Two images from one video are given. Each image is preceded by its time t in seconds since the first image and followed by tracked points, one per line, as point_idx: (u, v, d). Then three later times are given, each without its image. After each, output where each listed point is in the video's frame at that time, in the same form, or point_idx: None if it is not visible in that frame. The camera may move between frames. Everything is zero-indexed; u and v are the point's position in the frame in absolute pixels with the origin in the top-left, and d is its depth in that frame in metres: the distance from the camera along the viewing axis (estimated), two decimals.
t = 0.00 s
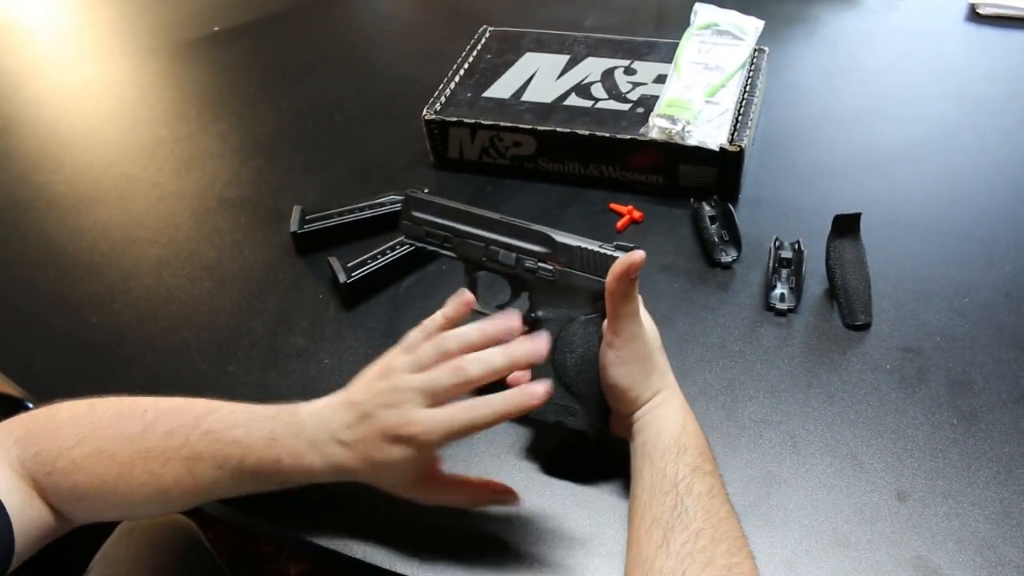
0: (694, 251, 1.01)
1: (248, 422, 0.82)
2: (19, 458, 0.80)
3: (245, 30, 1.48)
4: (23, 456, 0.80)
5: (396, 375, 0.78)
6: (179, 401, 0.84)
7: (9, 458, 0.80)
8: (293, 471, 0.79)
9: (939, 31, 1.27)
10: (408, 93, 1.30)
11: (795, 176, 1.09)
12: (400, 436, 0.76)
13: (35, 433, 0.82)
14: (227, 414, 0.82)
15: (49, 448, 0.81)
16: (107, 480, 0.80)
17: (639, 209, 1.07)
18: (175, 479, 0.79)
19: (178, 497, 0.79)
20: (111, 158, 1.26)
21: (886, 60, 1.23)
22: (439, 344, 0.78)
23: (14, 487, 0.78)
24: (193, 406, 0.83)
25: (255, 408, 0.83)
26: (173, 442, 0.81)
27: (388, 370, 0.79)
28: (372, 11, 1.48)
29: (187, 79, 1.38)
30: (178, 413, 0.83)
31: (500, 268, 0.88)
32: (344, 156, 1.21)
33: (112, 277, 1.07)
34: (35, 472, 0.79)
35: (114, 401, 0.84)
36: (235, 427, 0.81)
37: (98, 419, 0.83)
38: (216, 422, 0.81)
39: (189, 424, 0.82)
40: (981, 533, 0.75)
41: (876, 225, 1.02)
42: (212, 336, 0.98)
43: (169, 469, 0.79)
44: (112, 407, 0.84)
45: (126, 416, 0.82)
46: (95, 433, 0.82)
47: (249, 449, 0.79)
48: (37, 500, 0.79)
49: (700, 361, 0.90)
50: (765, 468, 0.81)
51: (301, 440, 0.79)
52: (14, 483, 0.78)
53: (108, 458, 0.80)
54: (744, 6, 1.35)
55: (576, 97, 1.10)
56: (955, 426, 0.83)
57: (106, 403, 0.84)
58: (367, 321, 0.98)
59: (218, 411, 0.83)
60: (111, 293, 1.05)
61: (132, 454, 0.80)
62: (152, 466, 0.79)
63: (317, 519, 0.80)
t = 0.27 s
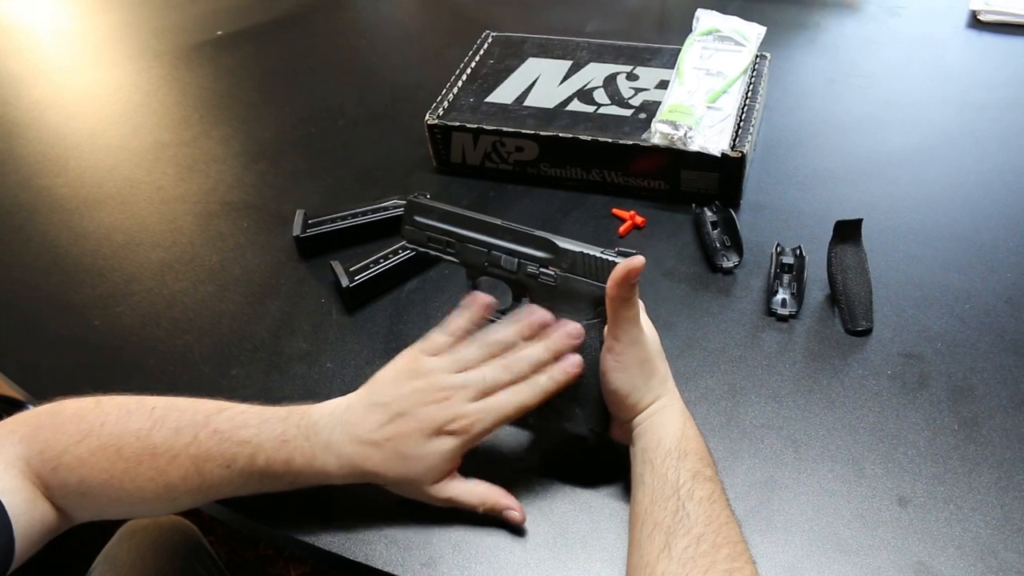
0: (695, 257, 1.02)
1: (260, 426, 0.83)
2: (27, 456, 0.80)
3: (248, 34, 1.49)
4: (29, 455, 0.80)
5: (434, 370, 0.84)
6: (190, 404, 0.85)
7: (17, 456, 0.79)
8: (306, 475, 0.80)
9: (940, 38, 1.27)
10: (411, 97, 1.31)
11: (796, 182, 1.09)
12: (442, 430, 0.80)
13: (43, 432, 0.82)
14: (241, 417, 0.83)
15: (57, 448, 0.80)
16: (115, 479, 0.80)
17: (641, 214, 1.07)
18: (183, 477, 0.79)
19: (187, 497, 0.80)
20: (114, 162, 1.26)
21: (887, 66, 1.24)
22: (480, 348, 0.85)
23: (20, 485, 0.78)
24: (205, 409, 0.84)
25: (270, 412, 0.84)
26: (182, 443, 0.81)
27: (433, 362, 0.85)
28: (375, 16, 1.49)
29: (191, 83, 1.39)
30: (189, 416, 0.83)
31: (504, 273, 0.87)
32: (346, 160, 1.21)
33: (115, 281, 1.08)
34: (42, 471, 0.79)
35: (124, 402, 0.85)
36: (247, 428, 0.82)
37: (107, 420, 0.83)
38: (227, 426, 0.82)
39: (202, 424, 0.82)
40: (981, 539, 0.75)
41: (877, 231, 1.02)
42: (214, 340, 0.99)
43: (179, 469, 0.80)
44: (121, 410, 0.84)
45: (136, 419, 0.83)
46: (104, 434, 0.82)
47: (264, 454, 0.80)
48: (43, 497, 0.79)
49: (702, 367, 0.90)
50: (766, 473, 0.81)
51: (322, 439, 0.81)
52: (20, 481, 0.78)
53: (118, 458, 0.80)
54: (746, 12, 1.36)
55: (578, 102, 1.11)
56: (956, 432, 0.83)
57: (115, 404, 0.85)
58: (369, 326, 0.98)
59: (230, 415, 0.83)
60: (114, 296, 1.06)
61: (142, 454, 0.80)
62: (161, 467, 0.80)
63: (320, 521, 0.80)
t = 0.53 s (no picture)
0: (698, 259, 1.02)
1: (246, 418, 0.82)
2: (19, 454, 0.80)
3: (251, 36, 1.49)
4: (21, 452, 0.80)
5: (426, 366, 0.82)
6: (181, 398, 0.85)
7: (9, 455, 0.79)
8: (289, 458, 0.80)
9: (943, 42, 1.27)
10: (414, 99, 1.31)
11: (799, 184, 1.09)
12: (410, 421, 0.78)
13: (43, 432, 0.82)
14: (230, 409, 0.83)
15: (49, 446, 0.81)
16: (110, 476, 0.80)
17: (644, 216, 1.07)
18: (175, 473, 0.79)
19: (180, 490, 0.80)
20: (117, 163, 1.26)
21: (890, 69, 1.24)
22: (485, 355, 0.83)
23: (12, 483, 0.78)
24: (195, 403, 0.84)
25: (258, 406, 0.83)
26: (173, 437, 0.81)
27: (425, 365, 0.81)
28: (378, 18, 1.49)
29: (194, 85, 1.39)
30: (181, 411, 0.83)
31: (502, 281, 0.88)
32: (350, 161, 1.21)
33: (117, 281, 1.08)
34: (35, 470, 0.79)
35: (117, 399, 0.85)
36: (235, 420, 0.82)
37: (99, 416, 0.83)
38: (219, 417, 0.82)
39: (192, 419, 0.82)
40: (984, 541, 0.75)
41: (880, 233, 1.02)
42: (217, 340, 0.99)
43: (171, 464, 0.80)
44: (114, 406, 0.84)
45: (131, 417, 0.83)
46: (97, 430, 0.82)
47: (260, 446, 0.79)
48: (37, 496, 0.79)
49: (705, 368, 0.90)
50: (768, 475, 0.81)
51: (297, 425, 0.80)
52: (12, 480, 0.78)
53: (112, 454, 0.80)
54: (749, 15, 1.36)
55: (581, 104, 1.11)
56: (959, 434, 0.83)
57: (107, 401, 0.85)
58: (372, 327, 0.98)
59: (220, 408, 0.83)
60: (117, 296, 1.06)
61: (135, 450, 0.81)
62: (159, 461, 0.80)
63: (322, 520, 0.80)
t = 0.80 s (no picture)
0: (698, 259, 1.02)
1: (249, 410, 0.85)
2: (26, 445, 0.83)
3: (251, 36, 1.49)
4: (28, 443, 0.83)
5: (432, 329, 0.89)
6: (178, 385, 0.88)
7: (16, 446, 0.83)
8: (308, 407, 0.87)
9: (942, 43, 1.28)
10: (415, 99, 1.31)
11: (799, 184, 1.09)
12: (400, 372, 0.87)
13: (44, 427, 0.85)
14: (229, 399, 0.86)
15: (54, 439, 0.84)
16: (116, 466, 0.84)
17: (644, 217, 1.08)
18: (182, 464, 0.84)
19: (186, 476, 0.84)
20: (117, 162, 1.26)
21: (890, 70, 1.24)
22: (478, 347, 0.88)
23: (18, 476, 0.81)
24: (196, 389, 0.87)
25: (258, 388, 0.87)
26: (178, 429, 0.84)
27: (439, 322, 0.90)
28: (378, 18, 1.49)
29: (194, 84, 1.39)
30: (180, 403, 0.86)
31: (507, 273, 0.87)
32: (350, 161, 1.22)
33: (117, 281, 1.08)
34: (42, 460, 0.83)
35: (117, 387, 0.88)
36: (237, 409, 0.85)
37: (100, 409, 0.86)
38: (219, 410, 0.85)
39: (194, 410, 0.86)
40: (983, 542, 0.75)
41: (879, 234, 1.03)
42: (217, 340, 0.99)
43: (174, 456, 0.83)
44: (113, 399, 0.87)
45: (131, 410, 0.86)
46: (100, 423, 0.85)
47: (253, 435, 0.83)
48: (45, 485, 0.82)
49: (705, 368, 0.91)
50: (767, 475, 0.81)
51: (321, 368, 0.88)
52: (19, 474, 0.81)
53: (117, 447, 0.84)
54: (749, 16, 1.36)
55: (582, 105, 1.11)
56: (958, 435, 0.83)
57: (107, 391, 0.88)
58: (372, 326, 0.98)
59: (220, 397, 0.86)
60: (118, 296, 1.06)
61: (139, 442, 0.84)
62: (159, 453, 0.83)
63: (323, 521, 0.81)
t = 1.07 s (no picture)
0: (697, 258, 1.02)
1: (256, 407, 0.85)
2: (33, 430, 0.82)
3: (249, 36, 1.49)
4: (36, 428, 0.83)
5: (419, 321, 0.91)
6: (189, 377, 0.88)
7: (24, 432, 0.82)
8: (316, 405, 0.86)
9: (941, 41, 1.28)
10: (413, 99, 1.31)
11: (798, 183, 1.09)
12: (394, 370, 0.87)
13: (50, 417, 0.84)
14: (239, 393, 0.86)
15: (62, 426, 0.83)
16: (122, 454, 0.83)
17: (643, 216, 1.08)
18: (187, 457, 0.83)
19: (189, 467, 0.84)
20: (116, 163, 1.26)
21: (888, 69, 1.24)
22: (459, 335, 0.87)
23: (24, 462, 0.80)
24: (206, 381, 0.87)
25: (269, 382, 0.87)
26: (186, 417, 0.84)
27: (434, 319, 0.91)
28: (377, 18, 1.49)
29: (192, 85, 1.39)
30: (190, 394, 0.86)
31: (510, 288, 0.88)
32: (348, 162, 1.21)
33: (116, 282, 1.08)
34: (49, 446, 0.82)
35: (125, 378, 0.88)
36: (246, 404, 0.85)
37: (109, 398, 0.86)
38: (227, 406, 0.85)
39: (202, 402, 0.85)
40: (983, 540, 0.75)
41: (878, 232, 1.03)
42: (216, 341, 0.99)
43: (179, 448, 0.83)
44: (122, 389, 0.86)
45: (139, 401, 0.85)
46: (108, 412, 0.85)
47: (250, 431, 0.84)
48: (51, 471, 0.81)
49: (704, 367, 0.91)
50: (767, 473, 0.81)
51: (328, 366, 0.88)
52: (25, 460, 0.80)
53: (124, 435, 0.83)
54: (747, 15, 1.36)
55: (580, 104, 1.11)
56: (957, 433, 0.83)
57: (117, 381, 0.88)
58: (371, 326, 0.98)
59: (230, 391, 0.86)
60: (116, 297, 1.06)
61: (145, 431, 0.83)
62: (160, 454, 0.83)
63: (323, 522, 0.81)
